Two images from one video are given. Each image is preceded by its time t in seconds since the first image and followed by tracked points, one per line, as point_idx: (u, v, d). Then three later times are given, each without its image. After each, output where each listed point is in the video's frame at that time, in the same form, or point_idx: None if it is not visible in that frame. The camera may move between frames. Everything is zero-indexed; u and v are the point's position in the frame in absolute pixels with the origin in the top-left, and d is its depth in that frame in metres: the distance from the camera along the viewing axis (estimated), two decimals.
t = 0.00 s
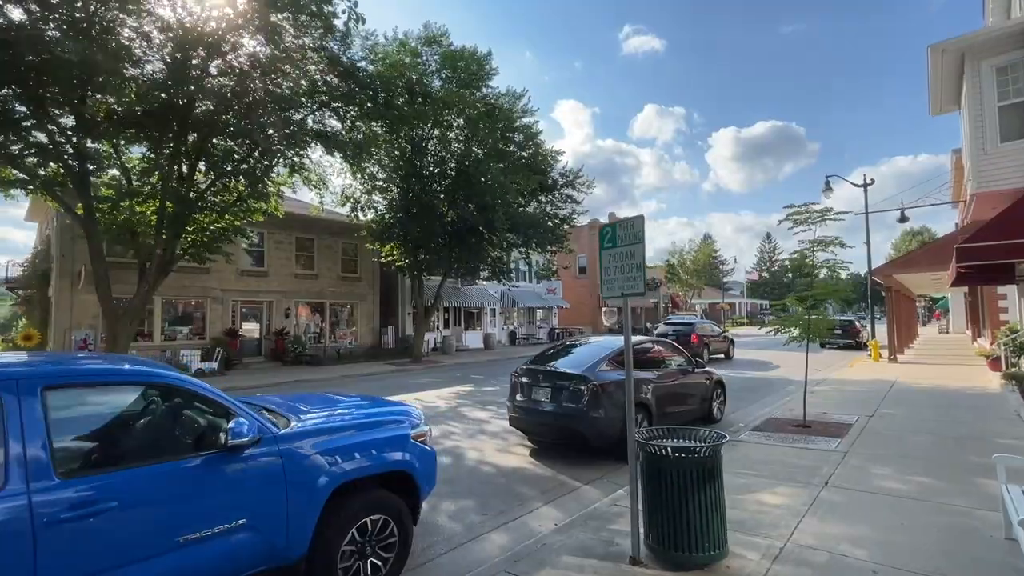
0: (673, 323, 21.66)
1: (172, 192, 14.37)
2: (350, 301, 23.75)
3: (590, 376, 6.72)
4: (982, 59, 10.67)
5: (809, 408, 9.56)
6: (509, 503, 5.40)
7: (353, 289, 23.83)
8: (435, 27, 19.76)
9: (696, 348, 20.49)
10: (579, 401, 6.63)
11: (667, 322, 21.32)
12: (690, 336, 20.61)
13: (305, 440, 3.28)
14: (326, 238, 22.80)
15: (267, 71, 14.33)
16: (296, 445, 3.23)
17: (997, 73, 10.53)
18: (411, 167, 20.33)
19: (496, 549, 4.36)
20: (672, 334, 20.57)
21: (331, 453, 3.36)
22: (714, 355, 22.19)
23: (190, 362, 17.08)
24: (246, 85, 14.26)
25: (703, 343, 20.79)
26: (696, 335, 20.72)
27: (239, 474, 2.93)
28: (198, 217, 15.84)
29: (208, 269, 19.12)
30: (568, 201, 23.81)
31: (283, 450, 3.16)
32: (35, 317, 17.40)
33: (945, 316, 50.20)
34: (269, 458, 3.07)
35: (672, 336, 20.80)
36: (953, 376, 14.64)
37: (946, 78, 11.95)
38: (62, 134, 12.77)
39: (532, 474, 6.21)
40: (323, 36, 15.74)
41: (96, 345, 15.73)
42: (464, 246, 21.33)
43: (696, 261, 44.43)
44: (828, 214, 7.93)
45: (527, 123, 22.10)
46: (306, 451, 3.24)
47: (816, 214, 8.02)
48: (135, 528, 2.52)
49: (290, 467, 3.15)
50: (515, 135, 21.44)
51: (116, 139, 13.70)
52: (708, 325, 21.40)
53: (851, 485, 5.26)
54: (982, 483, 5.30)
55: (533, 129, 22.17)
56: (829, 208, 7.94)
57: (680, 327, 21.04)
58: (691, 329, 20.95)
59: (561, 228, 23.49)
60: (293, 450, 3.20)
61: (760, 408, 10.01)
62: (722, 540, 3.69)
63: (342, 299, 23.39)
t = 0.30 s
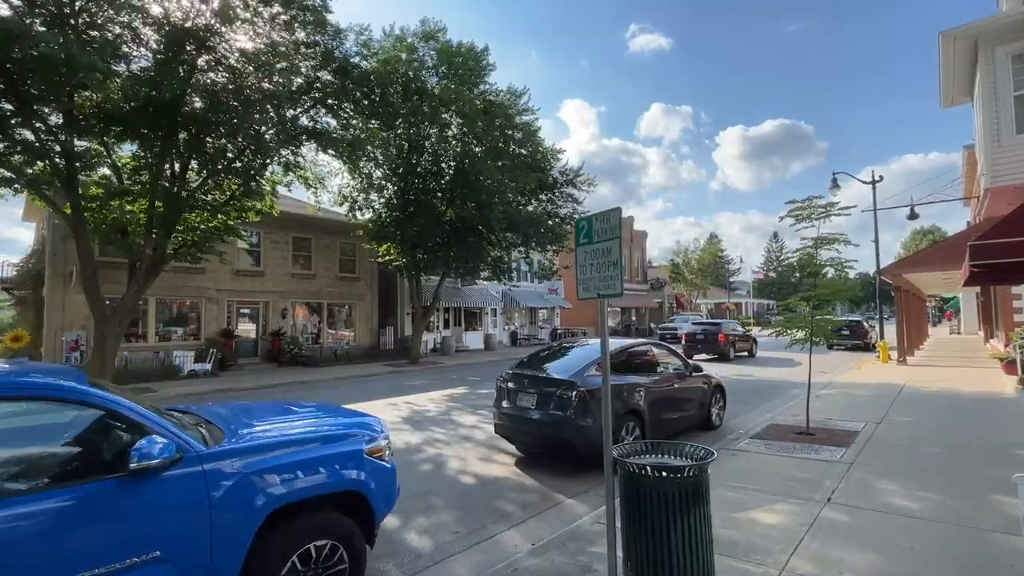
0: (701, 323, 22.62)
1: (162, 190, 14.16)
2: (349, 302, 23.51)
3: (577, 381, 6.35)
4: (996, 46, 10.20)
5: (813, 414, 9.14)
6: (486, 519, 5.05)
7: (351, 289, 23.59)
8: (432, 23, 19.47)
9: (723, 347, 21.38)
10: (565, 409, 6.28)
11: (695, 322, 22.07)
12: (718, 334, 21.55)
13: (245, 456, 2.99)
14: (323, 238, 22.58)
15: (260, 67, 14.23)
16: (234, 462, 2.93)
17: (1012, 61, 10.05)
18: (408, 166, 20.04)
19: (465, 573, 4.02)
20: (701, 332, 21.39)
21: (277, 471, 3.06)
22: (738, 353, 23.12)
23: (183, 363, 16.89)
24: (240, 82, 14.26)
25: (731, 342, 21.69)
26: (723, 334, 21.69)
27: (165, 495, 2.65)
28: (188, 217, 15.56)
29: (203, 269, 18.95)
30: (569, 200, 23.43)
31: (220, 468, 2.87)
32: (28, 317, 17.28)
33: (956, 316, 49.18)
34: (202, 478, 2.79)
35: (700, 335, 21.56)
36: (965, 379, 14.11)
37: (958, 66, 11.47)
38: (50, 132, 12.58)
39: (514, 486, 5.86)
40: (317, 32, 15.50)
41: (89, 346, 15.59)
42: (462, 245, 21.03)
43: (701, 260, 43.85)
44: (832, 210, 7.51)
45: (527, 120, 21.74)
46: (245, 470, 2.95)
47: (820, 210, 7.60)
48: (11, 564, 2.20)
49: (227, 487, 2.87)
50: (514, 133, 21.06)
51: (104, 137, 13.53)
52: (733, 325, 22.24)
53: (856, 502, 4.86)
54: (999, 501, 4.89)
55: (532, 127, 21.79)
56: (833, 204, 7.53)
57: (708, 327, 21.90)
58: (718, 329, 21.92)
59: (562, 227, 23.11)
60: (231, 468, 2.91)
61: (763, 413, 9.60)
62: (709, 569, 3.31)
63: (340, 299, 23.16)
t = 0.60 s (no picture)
0: (726, 320, 23.31)
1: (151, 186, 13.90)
2: (346, 301, 23.27)
3: (565, 382, 5.99)
4: (1010, 29, 9.76)
5: (816, 416, 8.73)
6: (460, 526, 4.70)
7: (348, 288, 23.33)
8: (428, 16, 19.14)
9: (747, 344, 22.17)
10: (552, 410, 5.92)
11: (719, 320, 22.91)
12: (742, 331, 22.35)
13: (198, 459, 2.76)
14: (320, 236, 22.34)
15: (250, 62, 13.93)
16: (186, 465, 2.71)
17: None
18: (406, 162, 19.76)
19: None
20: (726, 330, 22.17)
21: (227, 476, 2.80)
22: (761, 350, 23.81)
23: (176, 362, 16.67)
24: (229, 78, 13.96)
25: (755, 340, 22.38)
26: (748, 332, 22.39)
27: (106, 501, 2.45)
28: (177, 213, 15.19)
29: (197, 267, 18.75)
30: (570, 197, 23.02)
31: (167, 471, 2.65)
32: (21, 315, 17.12)
33: (966, 314, 48.33)
34: (145, 482, 2.56)
35: (725, 332, 22.43)
36: (977, 380, 13.60)
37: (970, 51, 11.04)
38: (36, 128, 12.38)
39: (495, 491, 5.51)
40: (310, 25, 15.24)
41: (79, 345, 15.40)
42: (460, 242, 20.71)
43: (706, 259, 43.31)
44: (836, 199, 7.12)
45: (526, 115, 21.37)
46: (180, 476, 2.66)
47: (822, 200, 7.21)
48: (7, 563, 2.21)
49: (169, 493, 2.62)
50: (512, 128, 20.71)
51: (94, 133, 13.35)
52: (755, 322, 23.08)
53: (861, 513, 4.47)
54: (1017, 512, 4.49)
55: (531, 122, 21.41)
56: (836, 193, 7.14)
57: (732, 325, 22.77)
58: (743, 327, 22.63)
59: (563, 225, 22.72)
60: (181, 471, 2.68)
61: (764, 415, 9.21)
62: None
63: (337, 298, 22.89)
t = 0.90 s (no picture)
0: (745, 321, 23.38)
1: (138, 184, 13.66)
2: (343, 301, 23.00)
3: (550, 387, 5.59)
4: None
5: (820, 423, 8.32)
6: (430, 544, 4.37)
7: (345, 288, 23.05)
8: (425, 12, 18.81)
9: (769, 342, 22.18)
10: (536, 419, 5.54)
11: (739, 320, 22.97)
12: (762, 330, 22.43)
13: (156, 474, 2.60)
14: (317, 235, 22.07)
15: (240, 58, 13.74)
16: (141, 482, 2.54)
17: None
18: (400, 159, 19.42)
19: None
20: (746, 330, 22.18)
21: (178, 496, 2.59)
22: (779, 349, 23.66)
23: (167, 364, 16.43)
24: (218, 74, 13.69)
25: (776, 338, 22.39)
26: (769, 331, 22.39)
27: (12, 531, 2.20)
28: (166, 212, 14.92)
29: (191, 267, 18.53)
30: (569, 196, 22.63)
31: (119, 487, 2.47)
32: (12, 315, 16.94)
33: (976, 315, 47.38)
34: (76, 506, 2.34)
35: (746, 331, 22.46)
36: (990, 384, 13.09)
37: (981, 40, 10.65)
38: (21, 125, 12.17)
39: (473, 504, 5.17)
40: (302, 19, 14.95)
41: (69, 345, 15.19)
42: (457, 242, 20.38)
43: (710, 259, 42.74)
44: (840, 194, 6.73)
45: (525, 112, 20.98)
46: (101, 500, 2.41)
47: (826, 195, 6.83)
48: None
49: (99, 518, 2.39)
50: (511, 125, 20.31)
51: (82, 129, 13.12)
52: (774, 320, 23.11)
53: (866, 535, 4.09)
54: None
55: (531, 119, 21.00)
56: (841, 188, 6.74)
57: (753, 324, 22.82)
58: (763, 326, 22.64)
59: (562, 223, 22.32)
60: (135, 488, 2.50)
61: (765, 421, 8.81)
62: None
63: (333, 298, 22.62)
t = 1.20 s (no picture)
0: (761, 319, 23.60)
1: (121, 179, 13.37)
2: (338, 300, 22.71)
3: (527, 389, 5.20)
4: None
5: (820, 425, 7.92)
6: (390, 557, 4.01)
7: (340, 287, 22.75)
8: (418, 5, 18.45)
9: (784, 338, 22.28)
10: (513, 422, 5.16)
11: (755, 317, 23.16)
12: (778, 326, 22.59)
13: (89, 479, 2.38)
14: (310, 233, 21.77)
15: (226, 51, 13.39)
16: (73, 486, 2.33)
17: None
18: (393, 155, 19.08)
19: None
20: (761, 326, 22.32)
21: (105, 506, 2.36)
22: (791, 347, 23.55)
23: (155, 364, 16.14)
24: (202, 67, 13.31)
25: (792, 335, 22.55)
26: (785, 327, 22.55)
27: None
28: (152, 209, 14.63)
29: (181, 266, 18.27)
30: (566, 193, 22.24)
31: (43, 492, 2.26)
32: None
33: (983, 315, 46.60)
34: None
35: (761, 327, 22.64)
36: (999, 385, 12.61)
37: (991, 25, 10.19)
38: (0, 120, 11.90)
39: (443, 512, 4.82)
40: (292, 11, 14.60)
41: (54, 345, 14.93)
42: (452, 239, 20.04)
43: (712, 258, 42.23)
44: (841, 183, 6.36)
45: (521, 107, 20.60)
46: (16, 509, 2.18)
47: (825, 184, 6.45)
48: None
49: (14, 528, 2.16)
50: (506, 121, 19.93)
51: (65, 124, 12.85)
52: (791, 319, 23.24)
53: (865, 552, 3.71)
54: None
55: (527, 115, 20.61)
56: (842, 177, 6.36)
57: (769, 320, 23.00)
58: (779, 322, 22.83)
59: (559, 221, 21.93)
60: (66, 493, 2.30)
61: (763, 423, 8.42)
62: None
63: (328, 297, 22.32)
